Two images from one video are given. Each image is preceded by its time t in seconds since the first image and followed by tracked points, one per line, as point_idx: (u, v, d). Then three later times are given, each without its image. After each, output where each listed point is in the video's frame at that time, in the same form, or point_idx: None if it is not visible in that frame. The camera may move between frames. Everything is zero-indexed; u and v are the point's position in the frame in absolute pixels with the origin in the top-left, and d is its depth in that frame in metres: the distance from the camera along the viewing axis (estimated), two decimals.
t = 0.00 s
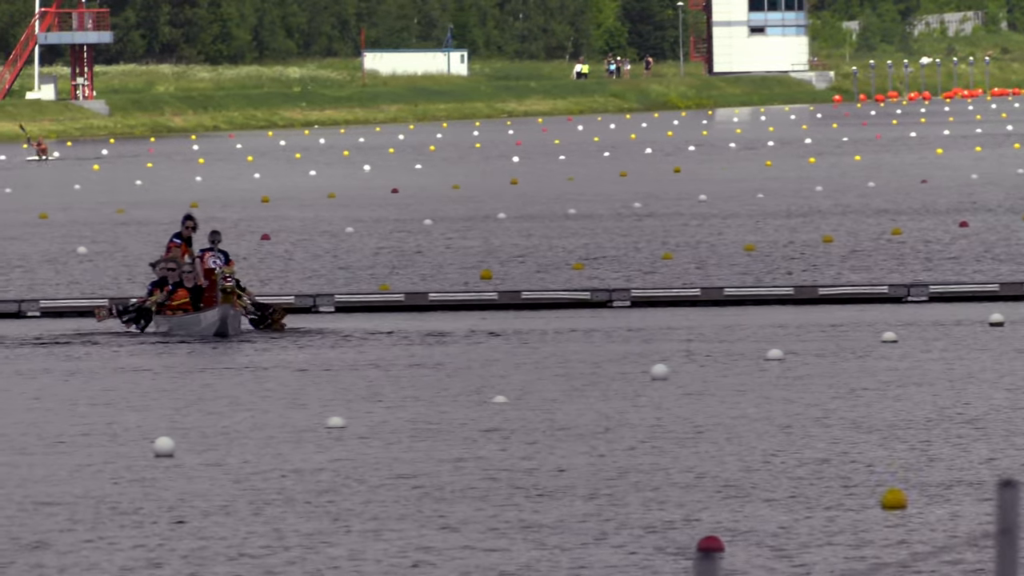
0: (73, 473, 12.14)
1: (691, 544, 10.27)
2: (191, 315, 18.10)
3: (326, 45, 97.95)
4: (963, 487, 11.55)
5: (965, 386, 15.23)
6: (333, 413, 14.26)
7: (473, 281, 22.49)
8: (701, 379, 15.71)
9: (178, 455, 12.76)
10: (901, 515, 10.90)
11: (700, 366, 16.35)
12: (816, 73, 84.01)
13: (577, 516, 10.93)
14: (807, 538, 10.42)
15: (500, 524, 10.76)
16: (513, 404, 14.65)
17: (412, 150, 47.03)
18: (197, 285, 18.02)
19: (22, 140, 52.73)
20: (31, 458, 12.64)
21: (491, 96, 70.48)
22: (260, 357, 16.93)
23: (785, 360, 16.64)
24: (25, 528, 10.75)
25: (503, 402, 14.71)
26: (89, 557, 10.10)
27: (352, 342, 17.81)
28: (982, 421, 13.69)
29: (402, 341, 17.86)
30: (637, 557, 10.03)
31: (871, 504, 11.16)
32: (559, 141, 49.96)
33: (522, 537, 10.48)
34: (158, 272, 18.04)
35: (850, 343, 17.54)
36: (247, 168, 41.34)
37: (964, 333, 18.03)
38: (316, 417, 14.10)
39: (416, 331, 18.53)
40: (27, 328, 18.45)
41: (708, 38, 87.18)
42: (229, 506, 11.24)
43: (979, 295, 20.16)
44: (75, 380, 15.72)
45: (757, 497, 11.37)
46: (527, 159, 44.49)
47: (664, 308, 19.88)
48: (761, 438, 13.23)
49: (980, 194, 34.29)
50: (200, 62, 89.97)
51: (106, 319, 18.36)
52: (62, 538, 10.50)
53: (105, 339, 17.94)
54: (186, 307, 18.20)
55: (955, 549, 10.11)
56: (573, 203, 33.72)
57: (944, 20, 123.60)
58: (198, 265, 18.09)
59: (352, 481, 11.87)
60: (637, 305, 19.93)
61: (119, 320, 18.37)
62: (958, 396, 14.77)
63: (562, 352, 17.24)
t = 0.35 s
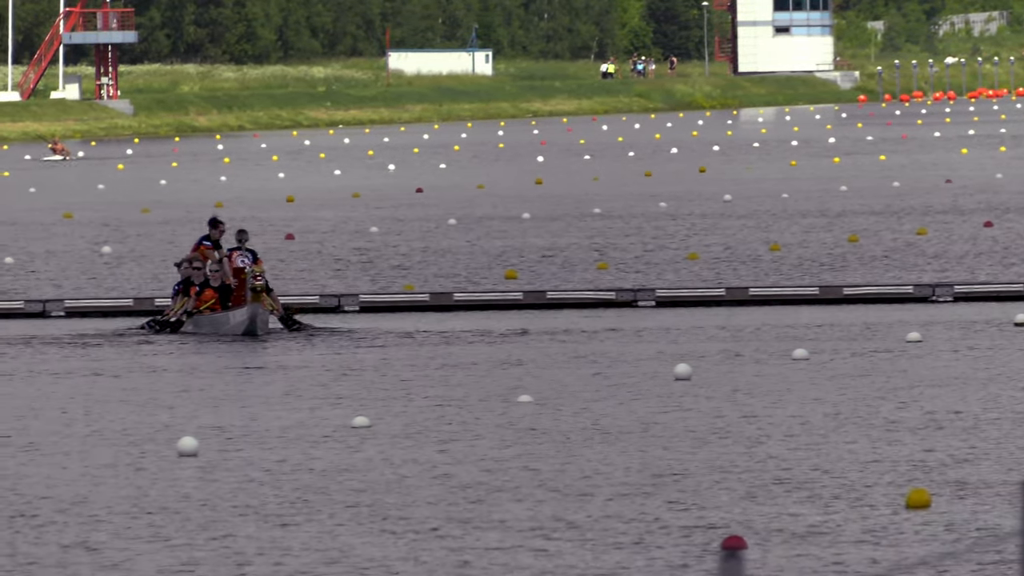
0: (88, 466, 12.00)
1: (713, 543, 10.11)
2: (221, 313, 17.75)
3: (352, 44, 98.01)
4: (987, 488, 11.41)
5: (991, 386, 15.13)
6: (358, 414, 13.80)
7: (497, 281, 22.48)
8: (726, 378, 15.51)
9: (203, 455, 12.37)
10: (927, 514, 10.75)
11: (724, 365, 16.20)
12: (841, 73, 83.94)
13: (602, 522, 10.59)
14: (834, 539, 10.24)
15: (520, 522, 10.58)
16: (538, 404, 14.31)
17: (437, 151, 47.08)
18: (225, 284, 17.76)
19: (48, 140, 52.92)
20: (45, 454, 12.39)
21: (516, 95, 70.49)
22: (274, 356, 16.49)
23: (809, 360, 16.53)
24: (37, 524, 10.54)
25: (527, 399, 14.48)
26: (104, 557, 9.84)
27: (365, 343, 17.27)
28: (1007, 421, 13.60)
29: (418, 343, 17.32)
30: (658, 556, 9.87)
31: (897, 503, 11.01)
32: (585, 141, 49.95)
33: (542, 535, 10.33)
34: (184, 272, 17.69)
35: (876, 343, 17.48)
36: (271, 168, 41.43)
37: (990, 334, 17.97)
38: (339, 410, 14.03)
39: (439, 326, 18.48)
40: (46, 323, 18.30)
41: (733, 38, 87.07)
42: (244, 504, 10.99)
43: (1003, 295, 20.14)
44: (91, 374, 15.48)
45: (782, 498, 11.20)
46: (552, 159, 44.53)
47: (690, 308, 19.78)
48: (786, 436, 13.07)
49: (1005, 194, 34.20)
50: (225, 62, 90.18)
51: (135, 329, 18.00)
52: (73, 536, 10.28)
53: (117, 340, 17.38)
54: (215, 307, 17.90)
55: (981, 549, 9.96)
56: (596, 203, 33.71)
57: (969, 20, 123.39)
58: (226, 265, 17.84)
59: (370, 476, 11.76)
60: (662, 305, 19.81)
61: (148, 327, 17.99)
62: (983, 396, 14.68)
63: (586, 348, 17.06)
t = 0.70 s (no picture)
0: (111, 465, 12.00)
1: (732, 543, 10.11)
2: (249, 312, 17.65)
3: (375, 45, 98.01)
4: (1014, 489, 11.34)
5: (1016, 387, 15.05)
6: (382, 414, 13.75)
7: (521, 281, 22.44)
8: (749, 379, 15.46)
9: (226, 454, 12.34)
10: (950, 514, 10.70)
11: (747, 366, 16.16)
12: (864, 73, 83.78)
13: (628, 525, 10.49)
14: (856, 539, 10.20)
15: (542, 522, 10.55)
16: (562, 405, 14.25)
17: (461, 151, 47.08)
18: (253, 283, 17.78)
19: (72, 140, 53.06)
20: (68, 454, 12.38)
21: (539, 96, 70.45)
22: (297, 356, 16.44)
23: (833, 360, 16.47)
24: (57, 522, 10.53)
25: (551, 399, 14.44)
26: (125, 559, 9.80)
27: (386, 344, 17.15)
28: None
29: (439, 343, 17.26)
30: (680, 556, 9.84)
31: (920, 503, 10.98)
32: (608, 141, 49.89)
33: (561, 534, 10.31)
34: (210, 271, 17.61)
35: (901, 343, 17.41)
36: (296, 168, 41.47)
37: (1016, 334, 17.88)
38: (362, 409, 14.01)
39: (463, 326, 18.44)
40: (69, 323, 18.32)
41: (756, 39, 86.89)
42: (266, 505, 10.93)
43: None
44: (114, 373, 15.45)
45: (803, 498, 11.15)
46: (575, 159, 44.49)
47: (714, 308, 19.72)
48: (808, 437, 13.02)
49: None
50: (248, 61, 90.27)
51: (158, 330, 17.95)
52: (96, 536, 10.26)
53: (139, 340, 17.33)
54: (242, 307, 17.82)
55: (1004, 550, 9.91)
56: (620, 203, 33.67)
57: (993, 20, 123.10)
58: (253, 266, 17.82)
59: (395, 475, 11.72)
60: (686, 306, 19.75)
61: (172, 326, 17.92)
62: (1007, 396, 14.61)
63: (610, 349, 17.01)
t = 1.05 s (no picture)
0: (143, 465, 12.02)
1: (763, 543, 10.08)
2: (283, 314, 17.71)
3: (406, 44, 97.93)
4: None
5: None
6: (413, 414, 13.76)
7: (552, 282, 22.43)
8: (780, 379, 15.45)
9: (257, 454, 12.34)
10: (982, 514, 10.67)
11: (778, 366, 16.15)
12: (895, 73, 83.53)
13: (659, 525, 10.47)
14: (888, 539, 10.17)
15: (572, 521, 10.55)
16: (593, 405, 14.24)
17: (491, 151, 47.18)
18: (288, 284, 17.60)
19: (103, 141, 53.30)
20: (98, 454, 12.42)
21: (571, 95, 70.50)
22: (329, 356, 16.46)
23: (863, 360, 16.45)
24: (88, 522, 10.56)
25: (582, 399, 14.43)
26: (155, 558, 9.81)
27: (416, 344, 17.15)
28: None
29: (470, 343, 17.26)
30: (710, 556, 9.82)
31: (951, 503, 10.94)
32: (640, 141, 49.90)
33: (591, 533, 10.30)
34: (245, 272, 17.59)
35: (931, 343, 17.37)
36: (327, 168, 41.63)
37: None
38: (394, 408, 14.03)
39: (492, 326, 18.43)
40: (100, 323, 18.40)
41: (787, 39, 86.62)
42: (297, 505, 10.95)
43: None
44: (146, 373, 15.50)
45: (834, 498, 11.12)
46: (607, 159, 44.52)
47: (745, 309, 19.67)
48: (840, 436, 13.01)
49: None
50: (278, 62, 90.48)
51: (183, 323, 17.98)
52: (126, 535, 10.28)
53: (169, 340, 17.37)
54: (277, 306, 17.79)
55: None
56: (652, 203, 33.70)
57: None
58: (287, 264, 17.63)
59: (426, 476, 11.71)
60: (717, 306, 19.74)
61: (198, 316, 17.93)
62: None
63: (642, 349, 17.00)
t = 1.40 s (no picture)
0: (182, 465, 12.00)
1: (799, 545, 10.00)
2: (323, 313, 17.64)
3: (443, 45, 97.85)
4: None
5: None
6: (450, 414, 13.72)
7: (589, 282, 22.40)
8: (818, 379, 15.38)
9: (293, 455, 12.29)
10: None
11: (814, 366, 16.08)
12: (933, 74, 83.10)
13: (696, 527, 10.40)
14: (929, 539, 10.11)
15: (606, 522, 10.50)
16: (628, 405, 14.19)
17: (528, 151, 47.21)
18: (328, 283, 17.57)
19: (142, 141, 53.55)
20: (133, 452, 12.40)
21: (608, 96, 70.45)
22: (367, 356, 16.45)
23: (901, 360, 16.37)
24: (123, 519, 10.54)
25: (619, 399, 14.37)
26: (188, 557, 9.78)
27: (452, 345, 17.12)
28: None
29: (506, 343, 17.24)
30: (745, 558, 9.77)
31: (990, 504, 10.88)
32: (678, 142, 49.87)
33: (626, 535, 10.24)
34: (285, 270, 17.59)
35: (970, 343, 17.29)
36: (364, 168, 41.72)
37: None
38: (431, 408, 13.99)
39: (529, 326, 18.42)
40: (136, 323, 18.43)
41: (824, 39, 86.30)
42: (331, 505, 10.91)
43: None
44: (181, 373, 15.50)
45: (871, 499, 11.04)
46: (644, 160, 44.46)
47: (782, 309, 19.60)
48: (877, 437, 12.94)
49: None
50: (316, 62, 90.74)
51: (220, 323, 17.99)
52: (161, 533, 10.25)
53: (205, 340, 17.39)
54: (317, 306, 17.73)
55: None
56: (689, 203, 33.65)
57: None
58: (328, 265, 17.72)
59: (464, 476, 11.67)
60: (755, 307, 19.68)
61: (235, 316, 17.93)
62: None
63: (680, 349, 16.94)
